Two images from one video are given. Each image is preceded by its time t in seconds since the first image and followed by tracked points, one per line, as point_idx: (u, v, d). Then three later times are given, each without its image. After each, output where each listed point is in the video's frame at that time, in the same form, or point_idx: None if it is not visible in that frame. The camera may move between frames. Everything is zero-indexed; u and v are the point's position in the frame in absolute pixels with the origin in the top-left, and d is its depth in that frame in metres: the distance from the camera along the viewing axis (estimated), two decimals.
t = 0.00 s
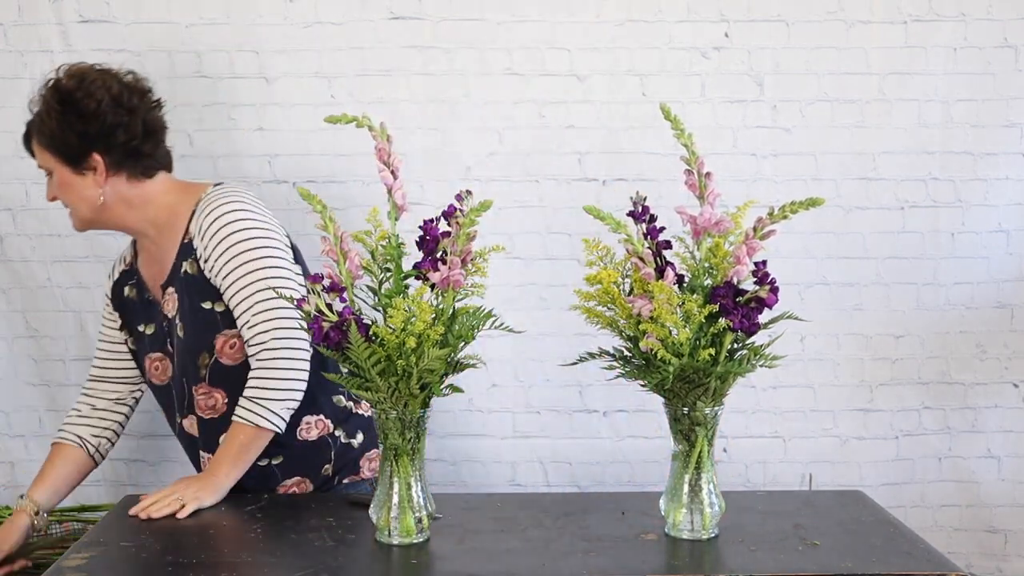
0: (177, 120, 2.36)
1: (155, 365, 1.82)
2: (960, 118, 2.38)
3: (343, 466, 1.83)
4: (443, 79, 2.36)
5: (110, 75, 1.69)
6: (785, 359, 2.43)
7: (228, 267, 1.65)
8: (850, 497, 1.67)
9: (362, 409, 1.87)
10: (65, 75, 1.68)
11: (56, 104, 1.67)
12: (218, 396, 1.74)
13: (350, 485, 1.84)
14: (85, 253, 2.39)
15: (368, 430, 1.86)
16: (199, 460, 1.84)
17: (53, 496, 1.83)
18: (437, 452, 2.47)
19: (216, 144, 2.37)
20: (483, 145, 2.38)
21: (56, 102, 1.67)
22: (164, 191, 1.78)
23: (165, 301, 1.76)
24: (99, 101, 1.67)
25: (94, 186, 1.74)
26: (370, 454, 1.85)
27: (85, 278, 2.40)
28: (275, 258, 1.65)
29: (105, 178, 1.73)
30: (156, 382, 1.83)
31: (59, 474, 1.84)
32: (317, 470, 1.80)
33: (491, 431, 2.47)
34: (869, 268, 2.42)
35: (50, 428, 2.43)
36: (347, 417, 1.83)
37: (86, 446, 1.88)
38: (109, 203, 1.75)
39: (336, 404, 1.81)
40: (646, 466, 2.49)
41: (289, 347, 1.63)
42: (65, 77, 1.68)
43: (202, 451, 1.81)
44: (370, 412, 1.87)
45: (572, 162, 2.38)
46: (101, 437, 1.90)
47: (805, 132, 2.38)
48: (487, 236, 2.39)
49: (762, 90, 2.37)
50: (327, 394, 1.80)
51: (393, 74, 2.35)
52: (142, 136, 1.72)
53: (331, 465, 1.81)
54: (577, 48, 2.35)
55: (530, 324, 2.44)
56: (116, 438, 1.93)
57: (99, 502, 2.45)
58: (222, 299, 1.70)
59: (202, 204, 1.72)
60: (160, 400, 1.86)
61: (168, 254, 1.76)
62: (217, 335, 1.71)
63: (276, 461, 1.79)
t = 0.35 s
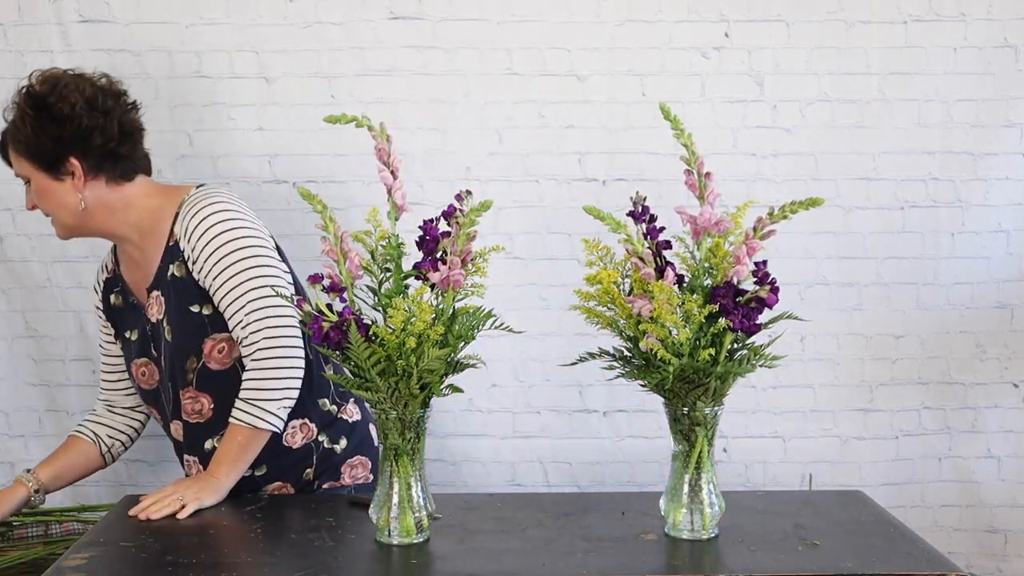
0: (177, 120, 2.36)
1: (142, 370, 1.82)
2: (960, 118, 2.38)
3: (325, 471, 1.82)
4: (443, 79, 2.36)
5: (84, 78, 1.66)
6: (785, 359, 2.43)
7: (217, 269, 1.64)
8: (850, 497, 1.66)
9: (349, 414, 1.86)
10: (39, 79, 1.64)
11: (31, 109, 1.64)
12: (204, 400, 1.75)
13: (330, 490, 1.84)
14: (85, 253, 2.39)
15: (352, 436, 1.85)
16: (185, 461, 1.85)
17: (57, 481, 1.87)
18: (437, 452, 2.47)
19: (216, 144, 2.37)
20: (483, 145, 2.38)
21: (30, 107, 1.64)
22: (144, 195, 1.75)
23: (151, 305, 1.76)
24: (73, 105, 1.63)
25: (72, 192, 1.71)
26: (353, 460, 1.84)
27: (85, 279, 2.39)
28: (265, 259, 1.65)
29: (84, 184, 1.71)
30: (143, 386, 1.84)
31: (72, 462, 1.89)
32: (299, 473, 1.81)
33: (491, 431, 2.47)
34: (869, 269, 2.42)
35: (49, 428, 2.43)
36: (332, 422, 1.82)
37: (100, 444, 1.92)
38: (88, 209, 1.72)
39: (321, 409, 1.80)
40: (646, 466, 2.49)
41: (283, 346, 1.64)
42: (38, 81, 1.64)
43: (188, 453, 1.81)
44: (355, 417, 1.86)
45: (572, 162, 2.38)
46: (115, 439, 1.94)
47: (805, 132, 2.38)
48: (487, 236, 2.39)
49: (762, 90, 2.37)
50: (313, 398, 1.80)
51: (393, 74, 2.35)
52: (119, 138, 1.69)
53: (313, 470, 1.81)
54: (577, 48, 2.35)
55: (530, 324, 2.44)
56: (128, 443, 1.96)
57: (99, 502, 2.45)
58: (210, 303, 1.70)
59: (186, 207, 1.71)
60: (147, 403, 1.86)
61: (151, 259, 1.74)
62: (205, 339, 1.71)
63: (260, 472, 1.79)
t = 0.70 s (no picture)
0: (177, 120, 2.36)
1: (143, 372, 1.82)
2: (960, 118, 2.38)
3: (320, 473, 1.82)
4: (443, 79, 2.36)
5: (83, 79, 1.66)
6: (785, 359, 2.43)
7: (218, 270, 1.64)
8: (850, 497, 1.66)
9: (350, 417, 1.86)
10: (38, 80, 1.64)
11: (31, 110, 1.64)
12: (207, 402, 1.75)
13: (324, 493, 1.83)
14: (85, 253, 2.39)
15: (350, 438, 1.84)
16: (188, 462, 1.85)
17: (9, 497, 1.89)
18: (437, 452, 2.47)
19: (216, 144, 2.37)
20: (483, 145, 2.38)
21: (30, 108, 1.64)
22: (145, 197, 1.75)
23: (152, 307, 1.76)
24: (73, 106, 1.63)
25: (73, 194, 1.71)
26: (349, 464, 1.84)
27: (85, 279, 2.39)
28: (266, 258, 1.65)
29: (84, 185, 1.70)
30: (145, 389, 1.83)
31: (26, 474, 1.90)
32: (294, 474, 1.81)
33: (491, 431, 2.47)
34: (869, 269, 2.42)
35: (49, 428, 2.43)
36: (330, 424, 1.82)
37: (55, 453, 1.93)
38: (89, 211, 1.72)
39: (319, 410, 1.81)
40: (646, 466, 2.49)
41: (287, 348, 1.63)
42: (37, 82, 1.64)
43: (189, 454, 1.81)
44: (355, 420, 1.86)
45: (572, 162, 2.38)
46: (71, 447, 1.94)
47: (805, 132, 2.38)
48: (487, 235, 2.40)
49: (762, 90, 2.37)
50: (311, 399, 1.80)
51: (393, 74, 2.35)
52: (120, 139, 1.69)
53: (308, 471, 1.81)
54: (577, 48, 2.35)
55: (530, 324, 2.44)
56: (88, 448, 1.96)
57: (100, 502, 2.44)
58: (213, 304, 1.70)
59: (188, 208, 1.71)
60: (149, 405, 1.86)
61: (153, 261, 1.74)
62: (207, 341, 1.72)
63: (257, 475, 1.80)
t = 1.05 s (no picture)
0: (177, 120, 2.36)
1: (153, 360, 1.82)
2: (960, 118, 2.38)
3: (321, 488, 1.82)
4: (443, 79, 2.36)
5: (130, 62, 1.67)
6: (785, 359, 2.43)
7: (236, 270, 1.64)
8: (851, 497, 1.66)
9: (352, 434, 1.86)
10: (86, 58, 1.65)
11: (76, 87, 1.64)
12: (209, 404, 1.74)
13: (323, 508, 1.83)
14: (85, 253, 2.39)
15: (352, 454, 1.84)
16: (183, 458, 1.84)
17: (48, 431, 1.95)
18: (437, 452, 2.47)
19: (217, 144, 2.37)
20: (483, 145, 2.38)
21: (75, 86, 1.64)
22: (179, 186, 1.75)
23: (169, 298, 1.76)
24: (119, 88, 1.64)
25: (110, 174, 1.70)
26: (349, 480, 1.84)
27: (85, 278, 2.39)
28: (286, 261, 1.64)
29: (122, 167, 1.70)
30: (153, 377, 1.83)
31: (72, 420, 1.97)
32: (294, 488, 1.80)
33: (491, 431, 2.47)
34: (869, 269, 2.42)
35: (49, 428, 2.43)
36: (333, 439, 1.82)
37: (101, 410, 1.98)
38: (123, 193, 1.72)
39: (323, 426, 1.80)
40: (646, 466, 2.49)
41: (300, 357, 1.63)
42: (86, 60, 1.65)
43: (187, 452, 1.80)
44: (357, 436, 1.86)
45: (572, 162, 2.38)
46: (117, 411, 1.99)
47: (804, 132, 2.38)
48: (486, 236, 2.40)
49: (762, 90, 2.37)
50: (315, 414, 1.80)
51: (394, 74, 2.35)
52: (162, 125, 1.70)
53: (308, 486, 1.81)
54: (577, 48, 2.35)
55: (530, 324, 2.44)
56: (130, 418, 2.02)
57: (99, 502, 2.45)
58: (229, 307, 1.70)
59: (215, 207, 1.71)
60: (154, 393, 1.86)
61: (177, 252, 1.74)
62: (219, 343, 1.71)
63: (256, 482, 1.79)
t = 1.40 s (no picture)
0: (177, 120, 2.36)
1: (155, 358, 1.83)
2: (960, 118, 2.38)
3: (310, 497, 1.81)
4: (443, 79, 2.36)
5: (141, 58, 1.66)
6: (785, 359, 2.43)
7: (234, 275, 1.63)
8: (851, 498, 1.66)
9: (345, 444, 1.85)
10: (97, 56, 1.64)
11: (88, 85, 1.64)
12: (204, 408, 1.74)
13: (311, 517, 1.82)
14: (85, 253, 2.39)
15: (342, 465, 1.83)
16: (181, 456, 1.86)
17: (77, 452, 2.01)
18: (437, 452, 2.47)
19: (217, 144, 2.37)
20: (483, 145, 2.38)
21: (86, 84, 1.63)
22: (185, 186, 1.75)
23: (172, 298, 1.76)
24: (130, 86, 1.63)
25: (119, 174, 1.70)
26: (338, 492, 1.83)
27: (85, 278, 2.39)
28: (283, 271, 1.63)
29: (132, 166, 1.70)
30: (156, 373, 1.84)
31: (92, 432, 2.01)
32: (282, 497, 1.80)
33: (491, 431, 2.47)
34: (868, 269, 2.42)
35: (49, 428, 2.43)
36: (324, 449, 1.81)
37: (114, 414, 2.00)
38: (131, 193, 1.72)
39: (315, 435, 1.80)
40: (646, 466, 2.49)
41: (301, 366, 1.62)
42: (98, 58, 1.64)
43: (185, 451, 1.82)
44: (349, 447, 1.85)
45: (572, 162, 2.38)
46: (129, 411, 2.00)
47: (804, 132, 2.38)
48: (486, 236, 2.40)
49: (762, 90, 2.37)
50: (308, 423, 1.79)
51: (393, 74, 2.35)
52: (172, 123, 1.70)
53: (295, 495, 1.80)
54: (577, 48, 2.35)
55: (530, 324, 2.44)
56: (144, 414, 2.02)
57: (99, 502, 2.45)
58: (224, 315, 1.68)
59: (215, 211, 1.69)
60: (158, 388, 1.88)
61: (180, 254, 1.74)
62: (213, 349, 1.70)
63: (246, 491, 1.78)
